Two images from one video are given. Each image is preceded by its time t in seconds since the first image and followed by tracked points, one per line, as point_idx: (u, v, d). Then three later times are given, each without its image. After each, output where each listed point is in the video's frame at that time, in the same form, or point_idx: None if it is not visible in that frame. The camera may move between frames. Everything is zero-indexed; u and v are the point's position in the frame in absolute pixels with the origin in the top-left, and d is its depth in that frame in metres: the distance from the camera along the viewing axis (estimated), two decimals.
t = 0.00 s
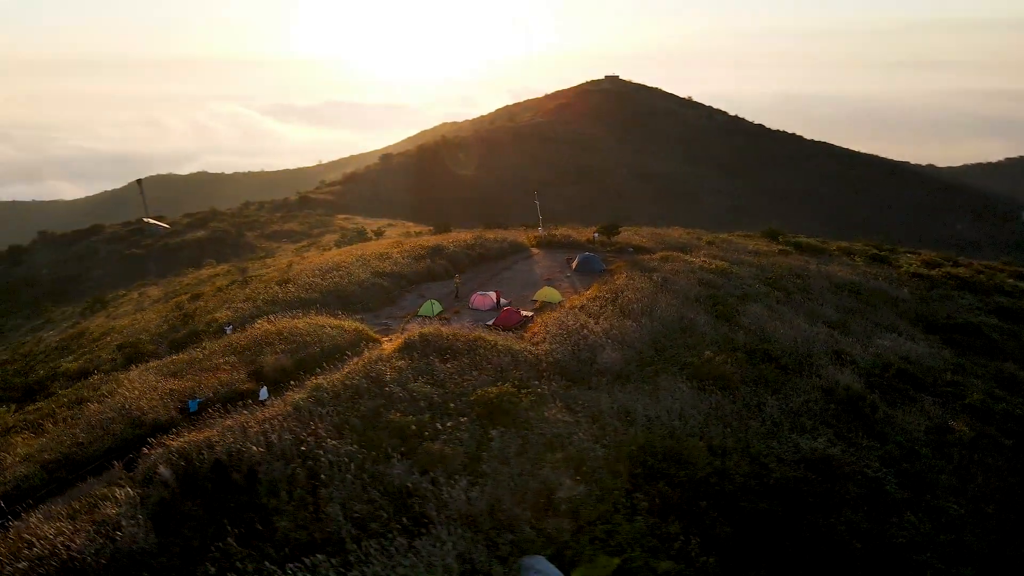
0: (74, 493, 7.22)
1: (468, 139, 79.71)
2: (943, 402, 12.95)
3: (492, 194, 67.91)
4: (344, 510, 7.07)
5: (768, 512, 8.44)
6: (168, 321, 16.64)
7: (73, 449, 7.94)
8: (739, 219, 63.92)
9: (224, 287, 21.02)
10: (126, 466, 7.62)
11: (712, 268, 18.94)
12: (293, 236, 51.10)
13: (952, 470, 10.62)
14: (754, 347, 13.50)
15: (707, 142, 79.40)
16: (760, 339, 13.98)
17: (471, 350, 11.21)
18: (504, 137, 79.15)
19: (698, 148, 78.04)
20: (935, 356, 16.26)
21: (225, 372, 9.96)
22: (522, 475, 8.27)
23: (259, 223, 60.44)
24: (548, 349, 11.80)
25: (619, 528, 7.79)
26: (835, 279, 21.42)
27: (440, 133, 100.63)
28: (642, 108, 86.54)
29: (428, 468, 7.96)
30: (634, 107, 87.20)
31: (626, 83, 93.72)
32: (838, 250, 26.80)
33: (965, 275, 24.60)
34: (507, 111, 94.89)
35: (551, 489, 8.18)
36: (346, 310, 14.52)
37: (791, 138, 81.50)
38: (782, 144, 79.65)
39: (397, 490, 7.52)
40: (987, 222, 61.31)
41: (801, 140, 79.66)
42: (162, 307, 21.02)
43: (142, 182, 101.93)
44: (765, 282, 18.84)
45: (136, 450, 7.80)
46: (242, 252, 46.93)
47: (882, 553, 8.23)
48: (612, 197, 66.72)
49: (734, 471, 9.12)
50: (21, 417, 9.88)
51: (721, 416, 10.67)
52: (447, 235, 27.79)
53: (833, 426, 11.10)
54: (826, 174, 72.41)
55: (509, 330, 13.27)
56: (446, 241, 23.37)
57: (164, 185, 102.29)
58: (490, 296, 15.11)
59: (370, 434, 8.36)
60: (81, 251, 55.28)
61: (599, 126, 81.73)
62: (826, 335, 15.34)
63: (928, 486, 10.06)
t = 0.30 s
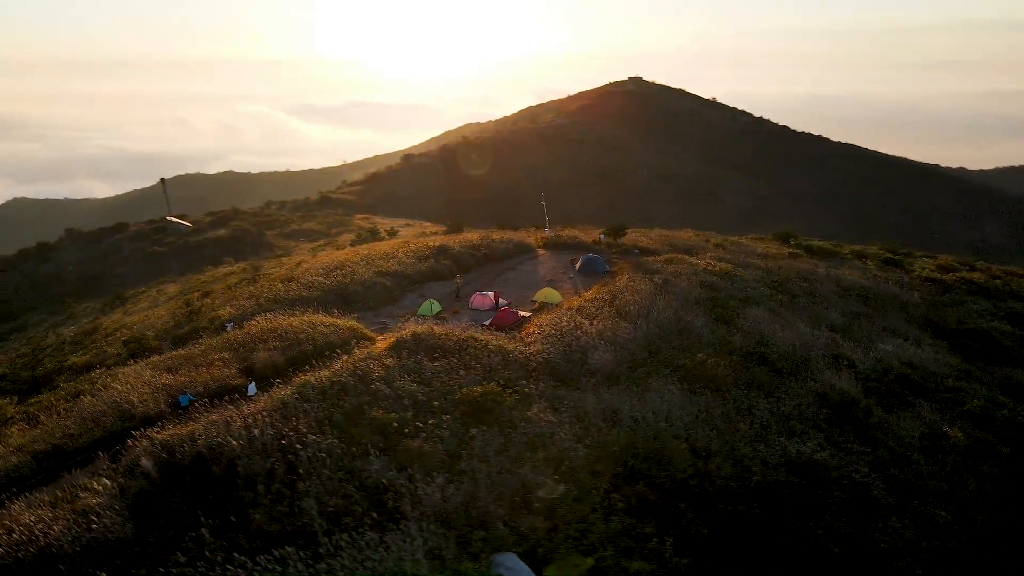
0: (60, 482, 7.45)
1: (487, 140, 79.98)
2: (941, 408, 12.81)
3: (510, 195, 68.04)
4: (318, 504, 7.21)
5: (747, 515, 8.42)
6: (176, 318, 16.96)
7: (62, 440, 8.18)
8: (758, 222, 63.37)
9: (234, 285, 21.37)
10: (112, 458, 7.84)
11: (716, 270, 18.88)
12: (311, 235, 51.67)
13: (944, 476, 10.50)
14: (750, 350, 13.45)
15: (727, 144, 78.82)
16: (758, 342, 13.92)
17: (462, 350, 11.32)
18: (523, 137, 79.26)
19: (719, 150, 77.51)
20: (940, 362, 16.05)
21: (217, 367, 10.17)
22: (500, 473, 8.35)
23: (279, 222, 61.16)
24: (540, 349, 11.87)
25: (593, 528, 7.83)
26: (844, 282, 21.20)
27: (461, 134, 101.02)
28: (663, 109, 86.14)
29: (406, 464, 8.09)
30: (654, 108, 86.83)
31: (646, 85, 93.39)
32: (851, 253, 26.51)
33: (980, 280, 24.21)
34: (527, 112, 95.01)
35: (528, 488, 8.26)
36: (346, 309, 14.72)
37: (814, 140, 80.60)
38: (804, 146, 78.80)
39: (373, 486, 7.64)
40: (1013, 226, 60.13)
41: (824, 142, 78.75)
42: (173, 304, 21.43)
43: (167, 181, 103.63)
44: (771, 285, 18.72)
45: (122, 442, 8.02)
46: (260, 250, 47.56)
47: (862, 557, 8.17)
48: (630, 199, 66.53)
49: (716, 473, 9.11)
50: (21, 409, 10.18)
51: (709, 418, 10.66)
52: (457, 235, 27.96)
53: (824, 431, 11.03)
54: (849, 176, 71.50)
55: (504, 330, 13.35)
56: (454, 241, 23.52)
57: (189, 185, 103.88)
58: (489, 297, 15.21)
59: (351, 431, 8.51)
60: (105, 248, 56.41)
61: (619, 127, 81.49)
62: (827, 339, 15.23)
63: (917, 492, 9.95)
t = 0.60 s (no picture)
0: (48, 472, 7.68)
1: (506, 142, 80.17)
2: (939, 414, 12.67)
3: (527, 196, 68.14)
4: (295, 498, 7.35)
5: (725, 517, 8.44)
6: (184, 315, 17.29)
7: (54, 432, 8.43)
8: (778, 224, 62.77)
9: (244, 283, 21.74)
10: (99, 450, 8.07)
11: (720, 273, 18.82)
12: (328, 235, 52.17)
13: (934, 483, 10.41)
14: (746, 353, 13.41)
15: (748, 146, 78.21)
16: (755, 345, 13.87)
17: (453, 350, 11.44)
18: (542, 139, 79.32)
19: (739, 152, 76.93)
20: (944, 368, 15.86)
21: (211, 364, 10.39)
22: (479, 472, 8.45)
23: (298, 222, 61.84)
24: (532, 351, 11.96)
25: (568, 528, 7.90)
26: (853, 286, 20.99)
27: (480, 136, 101.42)
28: (684, 111, 85.72)
29: (385, 461, 8.22)
30: (675, 109, 86.40)
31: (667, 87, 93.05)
32: (863, 258, 26.24)
33: (995, 286, 23.83)
34: (547, 114, 95.12)
35: (506, 487, 8.35)
36: (346, 308, 14.92)
37: (836, 142, 79.66)
38: (826, 148, 77.91)
39: (350, 481, 7.78)
40: None
41: (846, 145, 77.83)
42: (185, 302, 21.80)
43: (192, 181, 105.22)
44: (776, 289, 18.60)
45: (110, 435, 8.24)
46: (278, 250, 48.15)
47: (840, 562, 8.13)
48: (648, 201, 66.28)
49: (697, 476, 9.14)
50: (22, 402, 10.48)
51: (696, 421, 10.67)
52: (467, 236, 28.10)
53: (814, 435, 10.98)
54: (871, 178, 70.56)
55: (500, 331, 13.44)
56: (461, 242, 23.68)
57: (213, 185, 105.37)
58: (488, 297, 15.32)
59: (334, 427, 8.65)
60: (128, 246, 57.48)
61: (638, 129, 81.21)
62: (827, 343, 15.13)
63: (905, 498, 9.88)
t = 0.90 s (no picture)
0: (38, 464, 7.90)
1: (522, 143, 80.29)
2: (936, 419, 12.56)
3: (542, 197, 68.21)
4: (274, 493, 7.50)
5: (705, 519, 8.46)
6: (190, 312, 17.60)
7: (47, 425, 8.65)
8: (795, 227, 62.24)
9: (252, 281, 22.05)
10: (89, 442, 8.28)
11: (723, 276, 18.76)
12: (343, 234, 52.58)
13: (924, 488, 10.33)
14: (742, 355, 13.38)
15: (766, 147, 77.61)
16: (751, 347, 13.83)
17: (445, 350, 11.54)
18: (558, 140, 79.31)
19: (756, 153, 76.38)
20: (947, 373, 15.70)
21: (205, 360, 10.59)
22: (460, 470, 8.54)
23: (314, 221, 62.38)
24: (524, 351, 12.05)
25: (546, 527, 7.98)
26: (860, 289, 20.80)
27: (498, 137, 101.59)
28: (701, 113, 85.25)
29: (367, 458, 8.34)
30: (693, 110, 85.95)
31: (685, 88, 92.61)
32: (874, 261, 25.97)
33: (1008, 290, 23.47)
34: (564, 115, 95.13)
35: (486, 485, 8.44)
36: (346, 308, 15.10)
37: (856, 144, 78.76)
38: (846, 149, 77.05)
39: (331, 477, 7.91)
40: None
41: (866, 146, 76.94)
42: (195, 298, 22.16)
43: (213, 181, 106.57)
44: (779, 292, 18.50)
45: (99, 428, 8.44)
46: (293, 249, 48.63)
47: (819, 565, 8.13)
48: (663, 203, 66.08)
49: (680, 478, 9.16)
50: (24, 396, 10.77)
51: (685, 423, 10.68)
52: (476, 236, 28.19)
53: (804, 439, 10.95)
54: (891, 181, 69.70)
55: (496, 331, 13.53)
56: (468, 242, 23.82)
57: (233, 184, 106.61)
58: (487, 297, 15.40)
59: (319, 424, 8.79)
60: (148, 245, 58.41)
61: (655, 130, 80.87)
62: (827, 347, 15.04)
63: (892, 503, 9.83)
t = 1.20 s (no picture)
0: (27, 454, 8.13)
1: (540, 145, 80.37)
2: (932, 425, 12.41)
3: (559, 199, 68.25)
4: (252, 486, 7.62)
5: (683, 521, 8.47)
6: (197, 309, 17.92)
7: (39, 417, 8.88)
8: (815, 230, 61.62)
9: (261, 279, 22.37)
10: (77, 434, 8.49)
11: (726, 278, 18.66)
12: (359, 234, 53.01)
13: (913, 494, 10.23)
14: (737, 357, 13.32)
15: (786, 149, 76.87)
16: (747, 349, 13.77)
17: (435, 349, 11.65)
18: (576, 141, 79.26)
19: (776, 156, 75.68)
20: (950, 379, 15.48)
21: (198, 357, 10.80)
22: (440, 468, 8.63)
23: (332, 221, 62.98)
24: (515, 351, 12.12)
25: (521, 525, 8.03)
26: (868, 293, 20.58)
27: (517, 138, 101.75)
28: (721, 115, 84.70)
29: (348, 454, 8.46)
30: (713, 112, 85.41)
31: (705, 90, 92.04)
32: (886, 265, 25.64)
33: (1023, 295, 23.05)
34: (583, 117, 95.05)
35: (464, 483, 8.52)
36: (345, 307, 15.29)
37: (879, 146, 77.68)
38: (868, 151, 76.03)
39: (310, 472, 8.02)
40: None
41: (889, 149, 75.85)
42: (205, 296, 22.54)
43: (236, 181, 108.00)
44: (783, 296, 18.37)
45: (89, 420, 8.67)
46: (309, 248, 49.15)
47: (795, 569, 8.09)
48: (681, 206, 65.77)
49: (661, 479, 9.16)
50: (25, 389, 11.07)
51: (672, 423, 10.67)
52: (485, 237, 28.30)
53: (794, 442, 10.88)
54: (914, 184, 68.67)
55: (491, 331, 13.62)
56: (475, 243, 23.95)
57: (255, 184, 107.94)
58: (486, 298, 15.53)
59: (303, 420, 8.93)
60: (170, 243, 59.42)
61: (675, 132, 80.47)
62: (826, 351, 14.91)
63: (878, 509, 9.75)
